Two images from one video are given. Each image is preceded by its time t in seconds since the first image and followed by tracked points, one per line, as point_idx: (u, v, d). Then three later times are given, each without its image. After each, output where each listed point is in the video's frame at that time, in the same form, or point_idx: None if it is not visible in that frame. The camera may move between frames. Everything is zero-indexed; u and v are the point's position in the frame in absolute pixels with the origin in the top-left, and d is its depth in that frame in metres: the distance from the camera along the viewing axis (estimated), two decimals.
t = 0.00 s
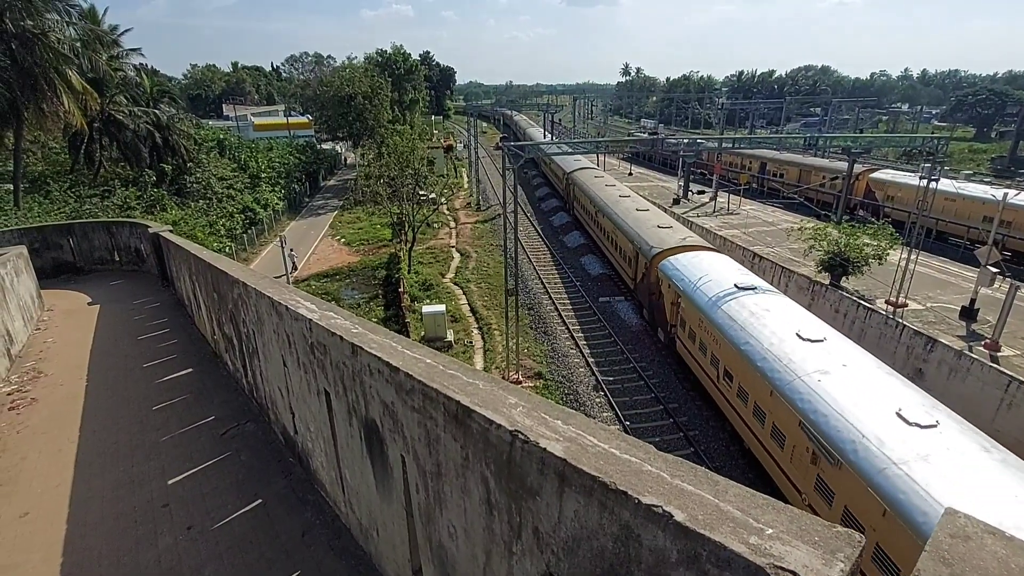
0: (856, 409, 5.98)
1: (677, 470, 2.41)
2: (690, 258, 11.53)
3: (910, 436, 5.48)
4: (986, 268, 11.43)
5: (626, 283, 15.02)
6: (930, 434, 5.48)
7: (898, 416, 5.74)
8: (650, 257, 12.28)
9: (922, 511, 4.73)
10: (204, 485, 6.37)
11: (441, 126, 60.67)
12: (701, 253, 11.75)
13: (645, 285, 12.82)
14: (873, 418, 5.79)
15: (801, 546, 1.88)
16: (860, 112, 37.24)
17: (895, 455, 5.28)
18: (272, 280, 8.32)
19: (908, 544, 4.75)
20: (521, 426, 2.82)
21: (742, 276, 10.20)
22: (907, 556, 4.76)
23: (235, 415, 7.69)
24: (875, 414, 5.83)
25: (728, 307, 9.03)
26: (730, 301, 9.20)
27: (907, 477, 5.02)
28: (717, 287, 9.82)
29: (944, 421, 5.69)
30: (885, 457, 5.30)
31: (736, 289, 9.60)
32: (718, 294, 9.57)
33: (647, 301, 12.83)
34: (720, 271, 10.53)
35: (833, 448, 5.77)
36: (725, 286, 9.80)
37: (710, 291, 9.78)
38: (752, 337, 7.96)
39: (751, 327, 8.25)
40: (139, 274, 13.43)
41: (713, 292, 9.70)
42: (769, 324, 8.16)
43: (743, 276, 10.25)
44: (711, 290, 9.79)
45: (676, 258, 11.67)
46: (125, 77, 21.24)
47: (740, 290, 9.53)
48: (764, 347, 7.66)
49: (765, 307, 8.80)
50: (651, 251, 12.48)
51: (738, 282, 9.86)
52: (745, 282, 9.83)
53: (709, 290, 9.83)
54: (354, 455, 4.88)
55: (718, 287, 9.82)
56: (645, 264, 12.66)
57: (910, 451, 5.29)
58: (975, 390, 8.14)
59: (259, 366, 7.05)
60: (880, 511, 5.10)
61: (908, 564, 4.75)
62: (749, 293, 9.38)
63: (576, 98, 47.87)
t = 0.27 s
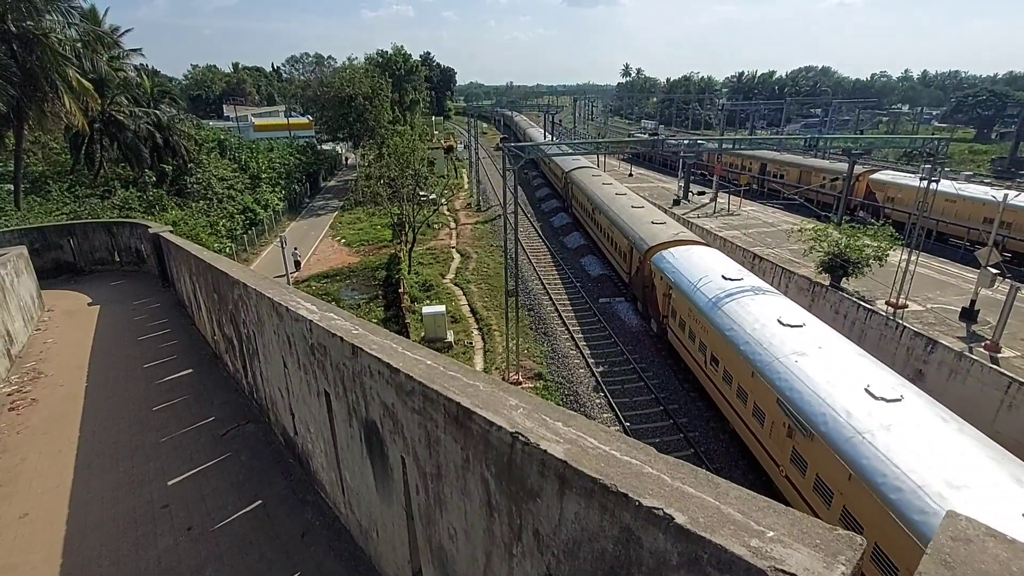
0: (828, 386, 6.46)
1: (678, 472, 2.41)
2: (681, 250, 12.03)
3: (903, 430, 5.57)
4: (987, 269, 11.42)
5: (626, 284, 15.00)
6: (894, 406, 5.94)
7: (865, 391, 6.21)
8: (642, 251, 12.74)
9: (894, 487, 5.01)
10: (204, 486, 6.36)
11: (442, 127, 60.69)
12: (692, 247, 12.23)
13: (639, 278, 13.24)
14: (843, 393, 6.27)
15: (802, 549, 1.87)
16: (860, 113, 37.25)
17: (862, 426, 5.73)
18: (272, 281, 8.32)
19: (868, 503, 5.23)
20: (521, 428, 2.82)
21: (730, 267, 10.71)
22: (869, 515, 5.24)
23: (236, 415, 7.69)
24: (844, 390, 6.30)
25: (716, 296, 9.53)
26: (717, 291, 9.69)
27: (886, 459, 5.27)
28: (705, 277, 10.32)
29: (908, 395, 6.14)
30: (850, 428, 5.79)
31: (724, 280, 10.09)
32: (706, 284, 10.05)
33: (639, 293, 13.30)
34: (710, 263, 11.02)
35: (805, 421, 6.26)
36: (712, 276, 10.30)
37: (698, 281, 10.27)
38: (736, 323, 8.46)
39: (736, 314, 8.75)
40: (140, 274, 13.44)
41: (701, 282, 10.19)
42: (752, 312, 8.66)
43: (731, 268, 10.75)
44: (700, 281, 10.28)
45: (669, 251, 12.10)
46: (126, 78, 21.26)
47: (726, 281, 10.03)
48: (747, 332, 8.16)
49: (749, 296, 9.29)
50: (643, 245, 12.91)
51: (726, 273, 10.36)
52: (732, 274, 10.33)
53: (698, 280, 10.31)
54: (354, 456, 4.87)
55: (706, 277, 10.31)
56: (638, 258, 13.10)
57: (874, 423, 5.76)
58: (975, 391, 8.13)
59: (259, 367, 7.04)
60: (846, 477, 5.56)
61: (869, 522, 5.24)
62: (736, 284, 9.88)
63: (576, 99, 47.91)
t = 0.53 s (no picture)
0: (804, 364, 7.03)
1: (679, 473, 2.41)
2: (672, 243, 12.56)
3: (896, 425, 5.72)
4: (987, 269, 11.42)
5: (627, 284, 14.98)
6: (864, 382, 6.51)
7: (837, 368, 6.78)
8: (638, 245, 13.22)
9: (860, 453, 5.58)
10: (205, 487, 6.36)
11: (442, 127, 60.68)
12: (682, 240, 12.76)
13: (634, 271, 13.70)
14: (817, 371, 6.84)
15: (804, 550, 1.87)
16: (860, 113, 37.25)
17: (834, 400, 6.30)
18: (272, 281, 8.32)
19: (839, 470, 5.78)
20: (522, 428, 2.82)
21: (718, 259, 11.26)
22: (840, 480, 5.80)
23: (236, 416, 7.69)
24: (819, 368, 6.87)
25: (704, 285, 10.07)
26: (705, 280, 10.24)
27: (854, 428, 5.84)
28: (694, 267, 10.88)
29: (877, 373, 6.70)
30: (823, 402, 6.35)
31: (712, 270, 10.63)
32: (695, 275, 10.61)
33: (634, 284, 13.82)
34: (700, 255, 11.55)
35: (783, 398, 6.82)
36: (701, 267, 10.85)
37: (687, 272, 10.83)
38: (722, 310, 9.02)
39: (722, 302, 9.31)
40: (140, 274, 13.45)
41: (690, 272, 10.75)
42: (737, 300, 9.23)
43: (719, 259, 11.31)
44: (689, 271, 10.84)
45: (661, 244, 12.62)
46: (127, 79, 21.29)
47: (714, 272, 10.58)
48: (731, 318, 8.72)
49: (736, 285, 9.83)
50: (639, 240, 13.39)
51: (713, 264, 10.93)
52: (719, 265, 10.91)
53: (687, 271, 10.86)
54: (355, 457, 4.88)
55: (695, 268, 10.87)
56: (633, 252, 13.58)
57: (845, 397, 6.32)
58: (976, 392, 8.13)
59: (259, 368, 7.04)
60: (820, 447, 6.12)
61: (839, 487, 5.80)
62: (723, 274, 10.43)
63: (576, 99, 47.93)
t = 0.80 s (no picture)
0: (784, 347, 7.49)
1: (679, 473, 2.41)
2: (667, 237, 13.03)
3: (877, 408, 5.99)
4: (988, 269, 11.40)
5: (627, 284, 14.96)
6: (839, 361, 6.97)
7: (814, 349, 7.24)
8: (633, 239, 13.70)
9: (830, 422, 6.04)
10: (205, 487, 6.36)
11: (442, 127, 60.70)
12: (675, 235, 13.24)
13: (630, 265, 14.13)
14: (796, 351, 7.30)
15: (804, 550, 1.87)
16: (861, 113, 37.24)
17: (809, 376, 6.76)
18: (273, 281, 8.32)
19: (813, 441, 6.21)
20: (522, 429, 2.82)
21: (709, 252, 11.74)
22: (813, 450, 6.23)
23: (237, 416, 7.69)
24: (798, 349, 7.34)
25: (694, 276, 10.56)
26: (695, 271, 10.73)
27: (825, 400, 6.30)
28: (686, 259, 11.36)
29: (852, 353, 7.15)
30: (800, 378, 6.81)
31: (703, 262, 11.11)
32: (686, 266, 11.09)
33: (630, 276, 14.29)
34: (691, 247, 12.05)
35: (763, 376, 7.28)
36: (692, 260, 11.33)
37: (679, 263, 11.33)
38: (711, 299, 9.50)
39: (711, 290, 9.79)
40: (141, 274, 13.47)
41: (682, 264, 11.24)
42: (725, 288, 9.70)
43: (710, 252, 11.79)
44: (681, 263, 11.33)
45: (655, 239, 13.09)
46: (128, 79, 21.32)
47: (705, 263, 11.06)
48: (719, 305, 9.21)
49: (725, 275, 10.31)
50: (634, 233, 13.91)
51: (704, 256, 11.41)
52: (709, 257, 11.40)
53: (679, 262, 11.35)
54: (355, 457, 4.88)
55: (687, 259, 11.35)
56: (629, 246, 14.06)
57: (820, 373, 6.78)
58: (976, 392, 8.12)
59: (260, 367, 7.04)
60: (795, 420, 6.58)
61: (814, 456, 6.23)
62: (714, 265, 10.89)
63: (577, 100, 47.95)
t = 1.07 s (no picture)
0: (766, 331, 8.03)
1: (679, 474, 2.40)
2: (660, 232, 13.53)
3: (849, 385, 6.50)
4: (988, 270, 11.39)
5: (627, 285, 14.95)
6: (816, 344, 7.51)
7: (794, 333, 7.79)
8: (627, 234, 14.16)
9: (805, 398, 6.56)
10: (205, 487, 6.36)
11: (442, 127, 60.69)
12: (669, 230, 13.74)
13: (625, 260, 14.56)
14: (777, 335, 7.84)
15: (804, 552, 1.87)
16: (861, 114, 37.22)
17: (788, 357, 7.29)
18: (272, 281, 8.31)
19: (789, 415, 6.73)
20: (522, 429, 2.81)
21: (700, 245, 12.25)
22: (789, 424, 6.75)
23: (236, 416, 7.68)
24: (779, 334, 7.87)
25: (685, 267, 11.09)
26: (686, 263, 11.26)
27: (802, 378, 6.83)
28: (678, 252, 11.88)
29: (829, 337, 7.70)
30: (779, 359, 7.35)
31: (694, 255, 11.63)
32: (678, 259, 11.61)
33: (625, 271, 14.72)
34: (683, 242, 12.57)
35: (745, 358, 7.82)
36: (684, 253, 11.85)
37: (671, 256, 11.84)
38: (700, 288, 10.04)
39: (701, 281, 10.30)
40: (141, 275, 13.46)
41: (674, 256, 11.76)
42: (714, 279, 10.24)
43: (701, 246, 12.30)
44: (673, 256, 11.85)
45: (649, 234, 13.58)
46: (129, 79, 21.33)
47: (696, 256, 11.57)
48: (707, 294, 9.74)
49: (714, 268, 10.83)
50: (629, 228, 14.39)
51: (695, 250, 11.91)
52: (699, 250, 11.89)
53: (671, 255, 11.87)
54: (355, 457, 4.87)
55: (679, 252, 11.87)
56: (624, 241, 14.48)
57: (798, 355, 7.31)
58: (976, 392, 8.12)
59: (259, 368, 7.04)
60: (773, 397, 7.10)
61: (788, 428, 6.77)
62: (704, 258, 11.40)
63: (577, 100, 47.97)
